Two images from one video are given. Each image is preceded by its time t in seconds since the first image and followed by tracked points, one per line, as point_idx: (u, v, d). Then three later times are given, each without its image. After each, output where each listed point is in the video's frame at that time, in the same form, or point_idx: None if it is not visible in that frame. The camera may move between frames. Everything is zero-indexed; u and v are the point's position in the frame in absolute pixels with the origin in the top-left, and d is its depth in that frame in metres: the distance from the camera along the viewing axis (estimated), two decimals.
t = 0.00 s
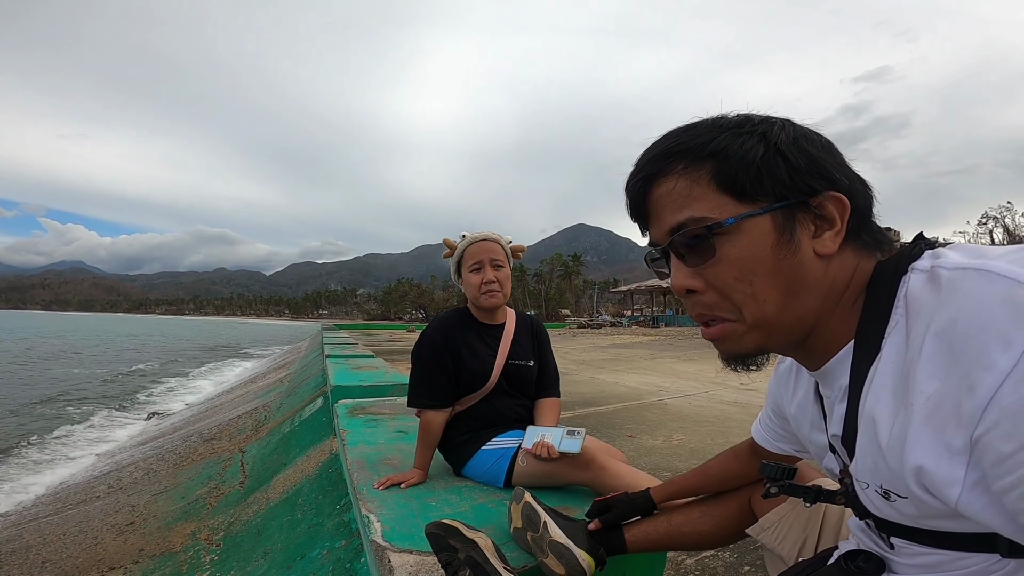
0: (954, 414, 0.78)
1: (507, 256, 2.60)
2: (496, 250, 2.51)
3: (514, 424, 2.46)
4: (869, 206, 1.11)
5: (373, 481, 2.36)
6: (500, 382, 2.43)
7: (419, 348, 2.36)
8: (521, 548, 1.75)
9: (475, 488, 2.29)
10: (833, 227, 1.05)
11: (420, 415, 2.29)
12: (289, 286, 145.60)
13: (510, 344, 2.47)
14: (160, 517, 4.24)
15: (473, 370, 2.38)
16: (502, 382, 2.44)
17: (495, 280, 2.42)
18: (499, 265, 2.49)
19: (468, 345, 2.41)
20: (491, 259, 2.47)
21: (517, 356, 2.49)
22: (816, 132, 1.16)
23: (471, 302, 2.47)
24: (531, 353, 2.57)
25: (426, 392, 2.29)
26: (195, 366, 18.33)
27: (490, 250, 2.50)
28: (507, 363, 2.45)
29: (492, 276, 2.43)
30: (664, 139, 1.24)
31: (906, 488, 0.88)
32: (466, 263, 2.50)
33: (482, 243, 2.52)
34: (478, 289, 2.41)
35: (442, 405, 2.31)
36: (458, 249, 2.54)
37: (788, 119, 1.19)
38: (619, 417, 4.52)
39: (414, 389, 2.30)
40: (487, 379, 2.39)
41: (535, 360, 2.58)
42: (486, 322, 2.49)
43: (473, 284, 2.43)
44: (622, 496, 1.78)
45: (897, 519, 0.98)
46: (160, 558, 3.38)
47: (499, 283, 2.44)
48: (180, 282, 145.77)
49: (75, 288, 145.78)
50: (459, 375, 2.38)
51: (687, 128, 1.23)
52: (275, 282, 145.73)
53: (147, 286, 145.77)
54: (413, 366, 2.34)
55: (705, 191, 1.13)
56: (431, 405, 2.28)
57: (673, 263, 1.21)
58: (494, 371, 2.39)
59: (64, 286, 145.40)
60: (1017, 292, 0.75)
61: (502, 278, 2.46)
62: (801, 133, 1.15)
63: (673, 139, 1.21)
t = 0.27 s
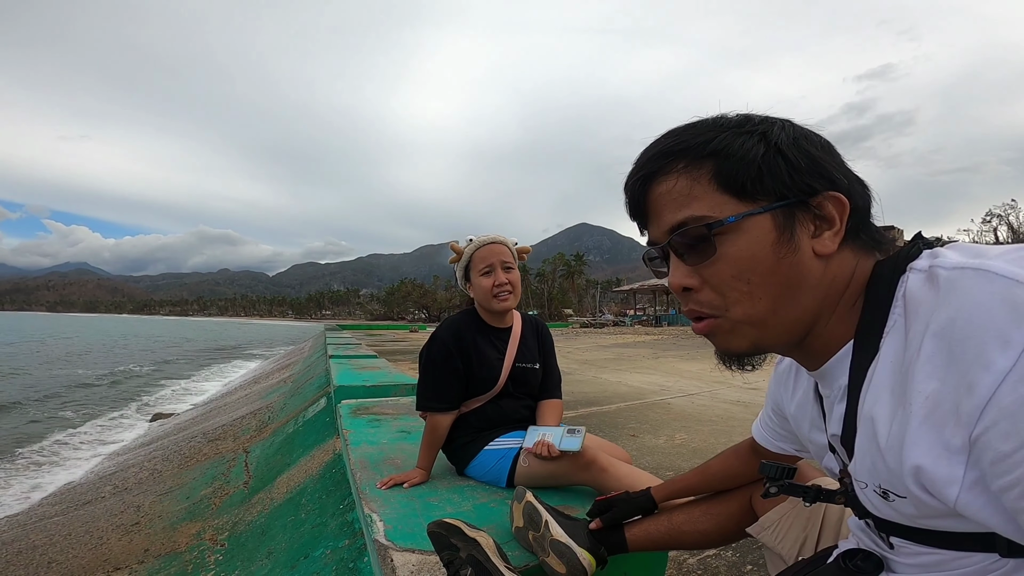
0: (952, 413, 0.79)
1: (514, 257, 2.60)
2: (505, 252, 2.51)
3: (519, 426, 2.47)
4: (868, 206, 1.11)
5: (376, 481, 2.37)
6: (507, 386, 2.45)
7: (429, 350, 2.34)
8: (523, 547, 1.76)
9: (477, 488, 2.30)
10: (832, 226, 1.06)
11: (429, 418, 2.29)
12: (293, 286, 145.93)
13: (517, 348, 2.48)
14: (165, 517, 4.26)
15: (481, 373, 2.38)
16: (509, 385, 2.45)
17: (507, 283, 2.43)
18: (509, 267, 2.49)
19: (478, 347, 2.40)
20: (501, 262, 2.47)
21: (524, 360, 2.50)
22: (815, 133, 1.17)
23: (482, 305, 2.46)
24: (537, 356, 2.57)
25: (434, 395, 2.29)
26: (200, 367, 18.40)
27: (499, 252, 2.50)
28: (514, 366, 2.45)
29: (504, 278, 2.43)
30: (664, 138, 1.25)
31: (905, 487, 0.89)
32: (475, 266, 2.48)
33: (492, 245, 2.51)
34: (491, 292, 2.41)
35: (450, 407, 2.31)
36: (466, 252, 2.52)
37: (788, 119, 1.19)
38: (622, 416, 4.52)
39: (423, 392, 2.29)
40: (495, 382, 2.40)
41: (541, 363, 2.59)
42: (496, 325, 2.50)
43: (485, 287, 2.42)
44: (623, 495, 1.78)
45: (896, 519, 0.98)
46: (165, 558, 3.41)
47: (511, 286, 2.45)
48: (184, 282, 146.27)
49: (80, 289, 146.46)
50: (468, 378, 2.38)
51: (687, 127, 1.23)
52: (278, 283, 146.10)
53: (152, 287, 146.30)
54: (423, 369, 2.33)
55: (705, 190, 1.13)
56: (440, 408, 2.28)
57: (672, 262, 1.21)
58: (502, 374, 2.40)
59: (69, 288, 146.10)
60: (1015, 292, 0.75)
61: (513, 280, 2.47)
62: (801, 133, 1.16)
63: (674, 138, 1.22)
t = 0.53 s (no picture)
0: (952, 413, 0.79)
1: (515, 257, 2.61)
2: (506, 253, 2.51)
3: (520, 425, 2.47)
4: (867, 205, 1.11)
5: (376, 481, 2.37)
6: (508, 386, 2.45)
7: (431, 350, 2.34)
8: (523, 546, 1.76)
9: (477, 488, 2.30)
10: (832, 226, 1.06)
11: (429, 418, 2.29)
12: (293, 286, 145.95)
13: (518, 348, 2.49)
14: (167, 517, 4.27)
15: (483, 373, 2.39)
16: (510, 385, 2.46)
17: (509, 283, 2.44)
18: (510, 267, 2.49)
19: (479, 347, 2.40)
20: (502, 262, 2.47)
21: (525, 360, 2.50)
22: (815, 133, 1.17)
23: (483, 306, 2.46)
24: (538, 356, 2.58)
25: (436, 395, 2.29)
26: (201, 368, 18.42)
27: (500, 253, 2.50)
28: (515, 366, 2.46)
29: (506, 279, 2.43)
30: (663, 138, 1.25)
31: (904, 487, 0.89)
32: (476, 267, 2.48)
33: (492, 246, 2.50)
34: (493, 293, 2.41)
35: (452, 407, 2.31)
36: (467, 252, 2.51)
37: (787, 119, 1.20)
38: (623, 415, 4.52)
39: (425, 392, 2.29)
40: (496, 383, 2.40)
41: (541, 363, 2.59)
42: (497, 325, 2.50)
43: (487, 287, 2.42)
44: (623, 494, 1.78)
45: (896, 519, 0.98)
46: (166, 558, 3.41)
47: (512, 287, 2.45)
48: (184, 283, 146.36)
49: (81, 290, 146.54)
50: (470, 378, 2.38)
51: (687, 127, 1.23)
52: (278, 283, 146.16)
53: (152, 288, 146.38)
54: (425, 370, 2.33)
55: (705, 190, 1.13)
56: (442, 408, 2.28)
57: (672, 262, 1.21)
58: (503, 375, 2.41)
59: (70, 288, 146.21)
60: (1014, 292, 0.75)
61: (515, 280, 2.47)
62: (801, 133, 1.16)
63: (674, 137, 1.22)
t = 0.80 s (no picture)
0: (953, 413, 0.79)
1: (516, 257, 2.61)
2: (507, 253, 2.51)
3: (520, 425, 2.47)
4: (868, 206, 1.12)
5: (378, 480, 2.38)
6: (508, 386, 2.45)
7: (432, 349, 2.34)
8: (525, 546, 1.76)
9: (479, 487, 2.31)
10: (834, 225, 1.06)
11: (429, 418, 2.29)
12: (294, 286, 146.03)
13: (518, 348, 2.49)
14: (169, 517, 4.28)
15: (482, 372, 2.39)
16: (510, 385, 2.46)
17: (510, 284, 2.44)
18: (511, 268, 2.49)
19: (479, 347, 2.41)
20: (503, 263, 2.47)
21: (525, 360, 2.51)
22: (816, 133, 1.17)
23: (484, 307, 2.46)
24: (538, 356, 2.58)
25: (436, 395, 2.29)
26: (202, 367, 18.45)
27: (501, 253, 2.50)
28: (515, 366, 2.46)
29: (507, 280, 2.44)
30: (666, 137, 1.25)
31: (905, 487, 0.89)
32: (477, 267, 2.48)
33: (493, 246, 2.50)
34: (494, 294, 2.41)
35: (451, 407, 2.32)
36: (468, 253, 2.51)
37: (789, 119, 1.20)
38: (624, 415, 4.52)
39: (425, 392, 2.29)
40: (496, 382, 2.40)
41: (541, 363, 2.59)
42: (498, 326, 2.50)
43: (488, 288, 2.42)
44: (624, 494, 1.78)
45: (897, 519, 0.98)
46: (169, 558, 3.42)
47: (513, 287, 2.46)
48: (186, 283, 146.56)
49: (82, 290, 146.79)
50: (470, 377, 2.39)
51: (689, 126, 1.23)
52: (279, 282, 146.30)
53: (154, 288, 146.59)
54: (425, 370, 2.33)
55: (707, 189, 1.13)
56: (442, 408, 2.28)
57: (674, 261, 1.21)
58: (503, 375, 2.41)
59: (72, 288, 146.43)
60: (1015, 292, 0.75)
61: (515, 281, 2.48)
62: (802, 133, 1.16)
63: (675, 136, 1.22)
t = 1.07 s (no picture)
0: (953, 413, 0.79)
1: (513, 257, 2.61)
2: (504, 253, 2.51)
3: (520, 424, 2.47)
4: (867, 205, 1.11)
5: (378, 480, 2.38)
6: (508, 385, 2.46)
7: (431, 349, 2.34)
8: (525, 546, 1.76)
9: (479, 487, 2.31)
10: (832, 226, 1.06)
11: (429, 418, 2.30)
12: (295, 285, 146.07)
13: (517, 347, 2.49)
14: (169, 517, 4.28)
15: (483, 372, 2.39)
16: (510, 385, 2.46)
17: (507, 284, 2.44)
18: (509, 268, 2.49)
19: (479, 347, 2.41)
20: (501, 263, 2.47)
21: (525, 360, 2.51)
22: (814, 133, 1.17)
23: (482, 308, 2.46)
24: (537, 356, 2.58)
25: (436, 395, 2.29)
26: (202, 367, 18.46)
27: (499, 253, 2.50)
28: (514, 366, 2.46)
29: (504, 280, 2.43)
30: (663, 138, 1.25)
31: (904, 487, 0.89)
32: (474, 269, 2.48)
33: (490, 246, 2.50)
34: (493, 294, 2.41)
35: (451, 406, 2.32)
36: (465, 253, 2.51)
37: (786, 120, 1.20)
38: (624, 415, 4.52)
39: (425, 392, 2.29)
40: (496, 382, 2.41)
41: (541, 363, 2.59)
42: (497, 326, 2.50)
43: (486, 288, 2.42)
44: (624, 494, 1.78)
45: (896, 519, 0.98)
46: (169, 557, 3.42)
47: (511, 288, 2.45)
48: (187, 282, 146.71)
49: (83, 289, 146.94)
50: (470, 377, 2.39)
51: (686, 128, 1.23)
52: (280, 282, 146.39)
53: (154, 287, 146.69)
54: (425, 370, 2.33)
55: (705, 190, 1.13)
56: (442, 408, 2.28)
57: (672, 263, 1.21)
58: (503, 374, 2.41)
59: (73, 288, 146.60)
60: (1015, 292, 0.75)
61: (513, 281, 2.48)
62: (800, 133, 1.16)
63: (673, 138, 1.22)
